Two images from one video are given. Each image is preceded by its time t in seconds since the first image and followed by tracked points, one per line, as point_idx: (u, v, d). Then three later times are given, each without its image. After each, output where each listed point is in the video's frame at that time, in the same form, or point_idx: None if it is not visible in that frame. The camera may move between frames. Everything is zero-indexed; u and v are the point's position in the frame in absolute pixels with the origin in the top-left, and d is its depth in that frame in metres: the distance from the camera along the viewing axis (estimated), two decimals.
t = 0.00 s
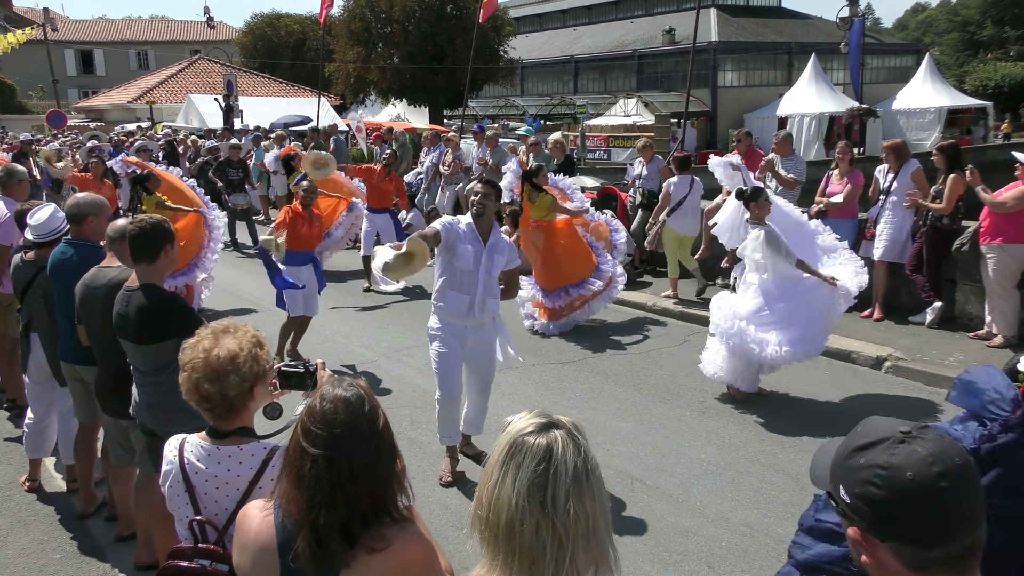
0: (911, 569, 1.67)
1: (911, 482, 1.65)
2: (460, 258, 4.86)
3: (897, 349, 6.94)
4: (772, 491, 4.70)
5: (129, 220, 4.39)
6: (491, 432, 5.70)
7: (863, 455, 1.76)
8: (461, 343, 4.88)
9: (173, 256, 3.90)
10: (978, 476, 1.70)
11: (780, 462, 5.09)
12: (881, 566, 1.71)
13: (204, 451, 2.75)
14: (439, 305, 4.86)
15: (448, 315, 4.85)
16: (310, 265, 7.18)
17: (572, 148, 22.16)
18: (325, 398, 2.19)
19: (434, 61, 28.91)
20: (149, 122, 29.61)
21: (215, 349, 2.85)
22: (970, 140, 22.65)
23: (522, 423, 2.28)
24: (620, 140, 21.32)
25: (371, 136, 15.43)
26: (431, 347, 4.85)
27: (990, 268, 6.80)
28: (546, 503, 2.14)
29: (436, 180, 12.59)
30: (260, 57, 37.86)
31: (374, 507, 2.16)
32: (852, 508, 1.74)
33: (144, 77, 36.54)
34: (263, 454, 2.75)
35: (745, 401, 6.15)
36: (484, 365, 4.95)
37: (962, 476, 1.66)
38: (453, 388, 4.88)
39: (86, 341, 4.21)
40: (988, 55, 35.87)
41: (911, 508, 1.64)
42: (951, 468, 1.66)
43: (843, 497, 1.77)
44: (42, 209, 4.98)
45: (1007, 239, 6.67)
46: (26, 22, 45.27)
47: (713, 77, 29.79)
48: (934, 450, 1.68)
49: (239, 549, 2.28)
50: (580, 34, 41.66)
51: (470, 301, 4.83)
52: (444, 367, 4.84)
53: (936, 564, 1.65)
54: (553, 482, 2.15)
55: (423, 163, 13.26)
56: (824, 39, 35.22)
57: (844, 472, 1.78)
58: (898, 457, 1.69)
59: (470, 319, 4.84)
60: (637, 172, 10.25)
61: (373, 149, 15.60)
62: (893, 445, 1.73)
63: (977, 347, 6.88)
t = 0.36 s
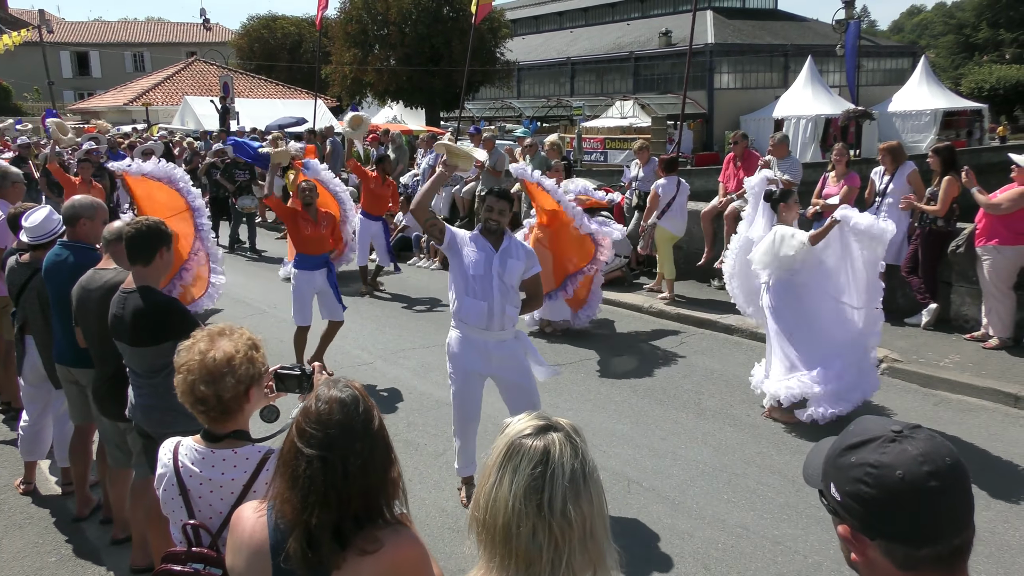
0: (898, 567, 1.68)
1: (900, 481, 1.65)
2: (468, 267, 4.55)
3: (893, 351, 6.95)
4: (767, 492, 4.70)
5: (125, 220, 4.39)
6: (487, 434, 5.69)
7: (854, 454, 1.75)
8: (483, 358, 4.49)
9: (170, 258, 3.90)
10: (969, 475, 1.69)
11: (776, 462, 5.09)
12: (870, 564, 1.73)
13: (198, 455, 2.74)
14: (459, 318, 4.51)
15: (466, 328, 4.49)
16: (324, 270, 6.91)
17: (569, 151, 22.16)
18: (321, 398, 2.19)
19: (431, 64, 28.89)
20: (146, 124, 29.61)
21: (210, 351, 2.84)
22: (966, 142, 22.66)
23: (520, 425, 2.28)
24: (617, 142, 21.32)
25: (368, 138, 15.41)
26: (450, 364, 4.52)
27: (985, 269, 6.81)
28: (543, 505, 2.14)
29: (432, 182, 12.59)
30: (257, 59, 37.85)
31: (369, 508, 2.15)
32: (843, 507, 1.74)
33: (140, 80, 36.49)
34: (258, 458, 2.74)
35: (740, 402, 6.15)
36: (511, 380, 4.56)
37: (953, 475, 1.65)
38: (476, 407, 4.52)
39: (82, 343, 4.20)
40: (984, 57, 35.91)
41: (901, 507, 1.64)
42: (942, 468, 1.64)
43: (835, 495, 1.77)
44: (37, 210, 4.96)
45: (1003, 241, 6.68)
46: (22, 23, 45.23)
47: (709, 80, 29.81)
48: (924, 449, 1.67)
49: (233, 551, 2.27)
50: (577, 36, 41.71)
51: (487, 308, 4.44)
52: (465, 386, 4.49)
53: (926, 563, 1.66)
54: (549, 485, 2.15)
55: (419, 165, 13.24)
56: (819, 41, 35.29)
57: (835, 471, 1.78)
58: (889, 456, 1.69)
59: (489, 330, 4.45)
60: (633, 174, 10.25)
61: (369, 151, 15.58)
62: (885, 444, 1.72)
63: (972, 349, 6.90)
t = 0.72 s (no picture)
0: (887, 563, 1.68)
1: (889, 477, 1.65)
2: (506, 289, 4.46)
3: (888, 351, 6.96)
4: (764, 492, 4.71)
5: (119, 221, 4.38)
6: (483, 435, 5.69)
7: (844, 451, 1.75)
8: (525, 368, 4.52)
9: (167, 260, 3.90)
10: (959, 473, 1.69)
11: (772, 462, 5.10)
12: (860, 562, 1.73)
13: (192, 457, 2.73)
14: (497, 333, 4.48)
15: (507, 341, 4.48)
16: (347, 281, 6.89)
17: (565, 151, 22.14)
18: (316, 397, 2.20)
19: (427, 64, 28.88)
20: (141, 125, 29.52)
21: (204, 352, 2.84)
22: (962, 142, 22.69)
23: (516, 425, 2.27)
24: (613, 143, 21.30)
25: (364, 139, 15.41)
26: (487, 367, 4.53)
27: (981, 269, 6.82)
28: (535, 506, 2.14)
29: (428, 183, 12.57)
30: (252, 60, 37.78)
31: (363, 508, 2.15)
32: (833, 504, 1.74)
33: (135, 81, 36.42)
34: (251, 461, 2.73)
35: (736, 403, 6.16)
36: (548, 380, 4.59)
37: (941, 473, 1.65)
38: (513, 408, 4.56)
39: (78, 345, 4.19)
40: (979, 58, 35.98)
41: (890, 504, 1.64)
42: (929, 465, 1.65)
43: (825, 492, 1.77)
44: (32, 212, 4.96)
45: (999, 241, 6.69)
46: (17, 24, 45.08)
47: (706, 80, 29.82)
48: (913, 446, 1.67)
49: (228, 549, 2.27)
50: (573, 37, 41.71)
51: (530, 324, 4.45)
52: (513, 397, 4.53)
53: (914, 560, 1.66)
54: (542, 485, 2.14)
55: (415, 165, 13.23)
56: (815, 41, 35.34)
57: (826, 468, 1.77)
58: (878, 452, 1.69)
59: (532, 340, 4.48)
60: (630, 174, 10.25)
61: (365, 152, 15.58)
62: (874, 440, 1.72)
63: (968, 348, 6.91)
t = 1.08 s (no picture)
0: (880, 562, 1.69)
1: (882, 476, 1.66)
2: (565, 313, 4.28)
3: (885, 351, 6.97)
4: (761, 492, 4.71)
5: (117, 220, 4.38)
6: (481, 436, 5.69)
7: (838, 450, 1.76)
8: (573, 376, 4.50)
9: (169, 260, 3.90)
10: (953, 472, 1.69)
11: (770, 463, 5.10)
12: (855, 561, 1.73)
13: (186, 460, 2.72)
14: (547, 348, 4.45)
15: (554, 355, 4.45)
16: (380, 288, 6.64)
17: (562, 152, 22.14)
18: (315, 397, 2.21)
19: (424, 65, 28.91)
20: (139, 125, 29.52)
21: (197, 352, 2.84)
22: (958, 143, 22.73)
23: (514, 424, 2.28)
24: (610, 144, 21.30)
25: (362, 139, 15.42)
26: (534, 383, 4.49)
27: (978, 270, 6.83)
28: (527, 506, 2.14)
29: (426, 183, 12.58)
30: (249, 60, 37.76)
31: (360, 508, 2.15)
32: (827, 502, 1.74)
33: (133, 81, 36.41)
34: (245, 463, 2.71)
35: (733, 403, 6.16)
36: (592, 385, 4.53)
37: (935, 472, 1.66)
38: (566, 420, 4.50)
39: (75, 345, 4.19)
40: (975, 59, 36.07)
41: (884, 502, 1.65)
42: (924, 464, 1.66)
43: (820, 490, 1.77)
44: (29, 212, 4.96)
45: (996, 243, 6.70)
46: (14, 24, 44.99)
47: (703, 81, 29.87)
48: (907, 446, 1.68)
49: (230, 549, 2.27)
50: (570, 37, 41.74)
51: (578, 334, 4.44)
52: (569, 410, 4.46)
53: (906, 559, 1.66)
54: (534, 484, 2.15)
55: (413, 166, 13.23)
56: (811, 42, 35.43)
57: (821, 467, 1.78)
58: (872, 451, 1.70)
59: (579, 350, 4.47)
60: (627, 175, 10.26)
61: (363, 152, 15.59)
62: (869, 440, 1.73)
63: (965, 348, 6.92)
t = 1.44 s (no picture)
0: (861, 561, 1.69)
1: (857, 477, 1.67)
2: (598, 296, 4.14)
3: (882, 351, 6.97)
4: (757, 493, 4.71)
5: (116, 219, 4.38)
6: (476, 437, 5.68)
7: (829, 446, 1.77)
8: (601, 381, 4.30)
9: (170, 260, 3.90)
10: (941, 482, 1.66)
11: (767, 463, 5.11)
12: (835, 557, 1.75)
13: (176, 460, 2.72)
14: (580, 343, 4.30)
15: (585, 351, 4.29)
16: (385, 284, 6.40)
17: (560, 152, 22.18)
18: (310, 402, 2.20)
19: (422, 65, 28.90)
20: (136, 125, 29.50)
21: (186, 352, 2.83)
22: (955, 144, 22.79)
23: (513, 423, 2.27)
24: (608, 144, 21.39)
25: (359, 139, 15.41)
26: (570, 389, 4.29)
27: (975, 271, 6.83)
28: (513, 505, 2.12)
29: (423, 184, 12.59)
30: (247, 60, 37.75)
31: (356, 513, 2.14)
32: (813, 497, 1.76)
33: (130, 82, 36.40)
34: (234, 465, 2.70)
35: (729, 404, 6.16)
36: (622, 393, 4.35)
37: (916, 480, 1.63)
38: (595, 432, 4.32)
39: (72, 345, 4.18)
40: (972, 60, 36.15)
41: (861, 504, 1.65)
42: (903, 472, 1.64)
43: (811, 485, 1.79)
44: (25, 212, 4.94)
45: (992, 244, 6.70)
46: (10, 23, 44.93)
47: (700, 82, 29.90)
48: (891, 452, 1.67)
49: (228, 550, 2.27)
50: (567, 38, 41.78)
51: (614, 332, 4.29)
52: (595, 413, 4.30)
53: (879, 560, 1.66)
54: (521, 483, 2.13)
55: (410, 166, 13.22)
56: (809, 44, 35.50)
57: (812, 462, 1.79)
58: (855, 452, 1.70)
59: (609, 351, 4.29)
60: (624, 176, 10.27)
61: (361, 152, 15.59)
62: (858, 440, 1.73)
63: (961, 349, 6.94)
